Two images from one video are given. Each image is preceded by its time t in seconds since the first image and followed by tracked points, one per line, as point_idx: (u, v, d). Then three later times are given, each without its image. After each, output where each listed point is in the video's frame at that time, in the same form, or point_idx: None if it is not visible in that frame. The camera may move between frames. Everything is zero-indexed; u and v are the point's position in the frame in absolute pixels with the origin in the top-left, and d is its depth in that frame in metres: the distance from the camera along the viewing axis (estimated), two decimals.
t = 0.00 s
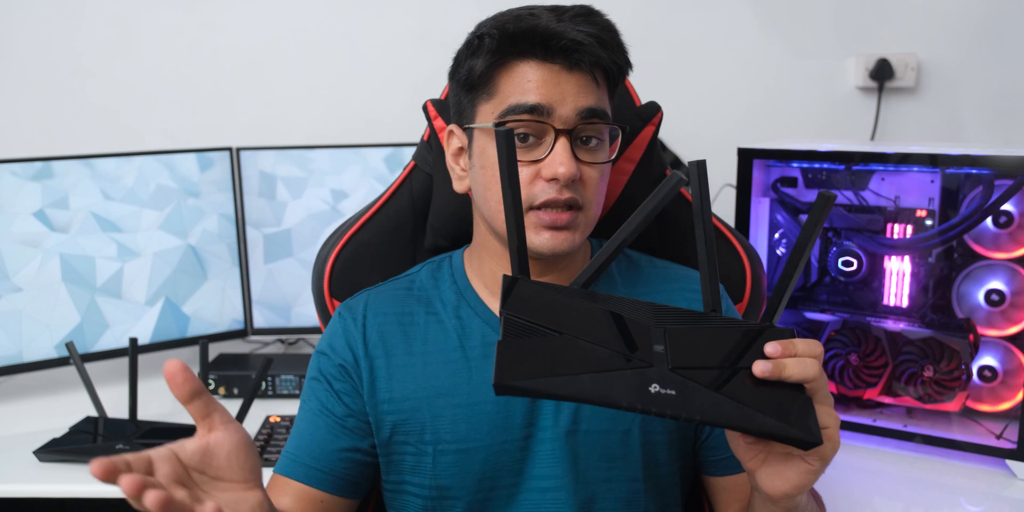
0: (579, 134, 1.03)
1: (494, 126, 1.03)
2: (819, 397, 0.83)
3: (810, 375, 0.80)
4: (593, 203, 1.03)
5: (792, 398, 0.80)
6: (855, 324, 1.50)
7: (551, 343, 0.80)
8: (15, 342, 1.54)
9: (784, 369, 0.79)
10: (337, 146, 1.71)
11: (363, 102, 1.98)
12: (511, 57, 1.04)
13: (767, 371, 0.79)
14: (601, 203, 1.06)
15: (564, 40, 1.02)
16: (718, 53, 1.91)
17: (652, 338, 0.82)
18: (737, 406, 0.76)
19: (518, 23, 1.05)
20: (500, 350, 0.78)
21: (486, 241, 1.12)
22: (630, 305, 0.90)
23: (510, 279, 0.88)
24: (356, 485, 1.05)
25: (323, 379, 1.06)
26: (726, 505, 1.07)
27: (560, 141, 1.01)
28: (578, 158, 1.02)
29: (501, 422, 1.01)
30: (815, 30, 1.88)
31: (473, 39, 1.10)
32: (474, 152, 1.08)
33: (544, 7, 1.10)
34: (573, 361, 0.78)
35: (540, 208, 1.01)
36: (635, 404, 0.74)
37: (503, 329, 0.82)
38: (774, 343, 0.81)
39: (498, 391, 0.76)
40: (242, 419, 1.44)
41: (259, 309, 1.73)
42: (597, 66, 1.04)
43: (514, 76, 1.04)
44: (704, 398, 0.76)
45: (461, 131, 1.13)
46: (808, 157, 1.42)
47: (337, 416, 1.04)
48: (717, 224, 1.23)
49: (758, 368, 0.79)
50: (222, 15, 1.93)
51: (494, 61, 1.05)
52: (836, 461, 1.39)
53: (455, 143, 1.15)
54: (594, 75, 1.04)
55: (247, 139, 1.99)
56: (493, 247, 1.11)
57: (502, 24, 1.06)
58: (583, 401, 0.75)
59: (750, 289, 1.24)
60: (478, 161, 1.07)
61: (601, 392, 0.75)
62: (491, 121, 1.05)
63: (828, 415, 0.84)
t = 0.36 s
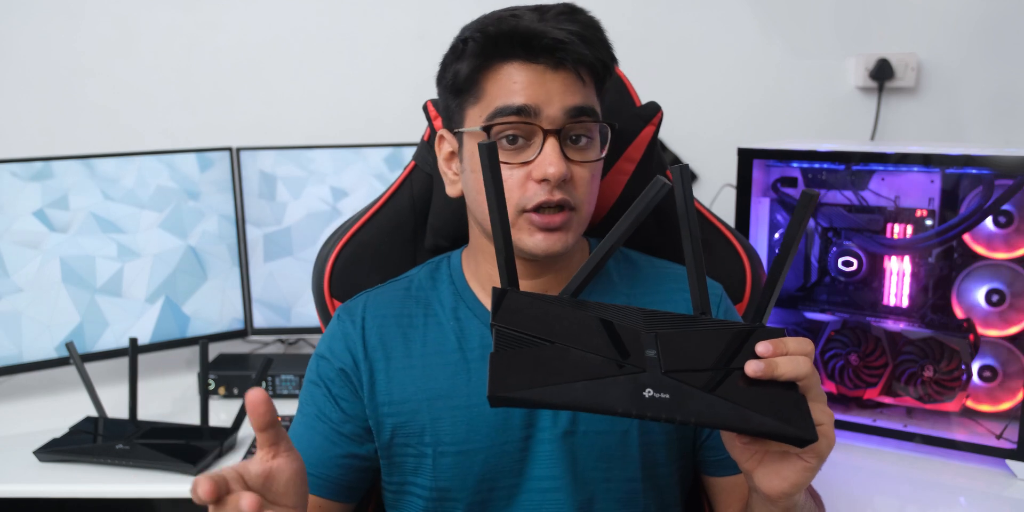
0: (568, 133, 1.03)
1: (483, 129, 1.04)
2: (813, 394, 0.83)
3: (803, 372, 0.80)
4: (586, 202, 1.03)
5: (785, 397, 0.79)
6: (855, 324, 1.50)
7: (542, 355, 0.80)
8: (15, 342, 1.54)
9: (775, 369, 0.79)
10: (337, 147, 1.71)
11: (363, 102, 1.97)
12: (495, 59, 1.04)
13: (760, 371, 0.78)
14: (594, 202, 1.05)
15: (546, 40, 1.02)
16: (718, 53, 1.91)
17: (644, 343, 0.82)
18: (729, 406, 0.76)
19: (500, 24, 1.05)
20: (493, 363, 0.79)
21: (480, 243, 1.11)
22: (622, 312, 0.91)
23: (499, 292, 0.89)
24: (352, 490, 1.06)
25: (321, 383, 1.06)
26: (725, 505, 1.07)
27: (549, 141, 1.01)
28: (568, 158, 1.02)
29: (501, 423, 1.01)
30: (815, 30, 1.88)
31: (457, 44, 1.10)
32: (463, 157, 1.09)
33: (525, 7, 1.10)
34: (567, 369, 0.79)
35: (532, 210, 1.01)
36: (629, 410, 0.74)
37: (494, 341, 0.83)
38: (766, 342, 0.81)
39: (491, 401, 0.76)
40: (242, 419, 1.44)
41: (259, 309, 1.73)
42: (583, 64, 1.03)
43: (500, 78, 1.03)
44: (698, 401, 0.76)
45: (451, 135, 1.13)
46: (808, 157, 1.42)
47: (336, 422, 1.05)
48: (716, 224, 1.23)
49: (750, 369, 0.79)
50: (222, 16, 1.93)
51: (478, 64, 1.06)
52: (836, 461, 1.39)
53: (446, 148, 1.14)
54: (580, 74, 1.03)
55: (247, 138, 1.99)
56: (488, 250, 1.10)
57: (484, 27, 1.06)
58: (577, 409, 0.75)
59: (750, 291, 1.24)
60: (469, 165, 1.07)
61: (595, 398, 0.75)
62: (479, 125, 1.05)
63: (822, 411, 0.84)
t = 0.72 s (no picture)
0: (593, 139, 1.03)
1: (508, 125, 1.04)
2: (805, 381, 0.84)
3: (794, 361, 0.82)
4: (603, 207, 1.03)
5: (782, 385, 0.80)
6: (855, 324, 1.50)
7: (536, 348, 0.80)
8: (15, 342, 1.54)
9: (763, 356, 0.81)
10: (337, 146, 1.71)
11: (364, 102, 1.97)
12: (526, 58, 1.04)
13: (752, 359, 0.81)
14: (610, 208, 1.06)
15: (581, 44, 1.02)
16: (718, 53, 1.91)
17: (636, 336, 0.84)
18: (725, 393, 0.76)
19: (537, 24, 1.05)
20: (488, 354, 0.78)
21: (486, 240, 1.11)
22: (616, 309, 0.91)
23: (493, 293, 0.89)
24: (330, 486, 1.10)
25: (315, 382, 1.07)
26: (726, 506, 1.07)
27: (573, 143, 1.01)
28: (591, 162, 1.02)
29: (503, 425, 1.01)
30: (815, 30, 1.88)
31: (491, 38, 1.10)
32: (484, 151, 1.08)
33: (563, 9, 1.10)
34: (562, 361, 0.78)
35: (548, 211, 1.02)
36: (624, 397, 0.73)
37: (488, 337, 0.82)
38: (757, 332, 0.83)
39: (488, 394, 0.73)
40: (242, 419, 1.44)
41: (259, 309, 1.73)
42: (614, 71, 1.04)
43: (529, 76, 1.04)
44: (691, 387, 0.76)
45: (472, 129, 1.13)
46: (808, 157, 1.42)
47: (335, 420, 1.06)
48: (716, 224, 1.23)
49: (742, 357, 0.81)
50: (223, 16, 1.93)
51: (509, 60, 1.06)
52: (836, 462, 1.39)
53: (466, 141, 1.14)
54: (611, 80, 1.04)
55: (247, 138, 1.99)
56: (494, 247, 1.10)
57: (521, 24, 1.07)
58: (572, 397, 0.74)
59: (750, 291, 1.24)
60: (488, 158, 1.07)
61: (589, 386, 0.74)
62: (504, 120, 1.05)
63: (815, 399, 0.85)
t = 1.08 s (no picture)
0: (552, 142, 1.03)
1: (469, 138, 1.06)
2: (811, 436, 0.86)
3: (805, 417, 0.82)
4: (573, 209, 1.03)
5: (785, 442, 0.81)
6: (855, 324, 1.49)
7: (545, 383, 0.79)
8: (15, 342, 1.54)
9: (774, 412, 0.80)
10: (337, 146, 1.70)
11: (364, 102, 1.97)
12: (477, 69, 1.05)
13: (761, 415, 0.80)
14: (586, 208, 1.04)
15: (525, 49, 1.01)
16: (718, 53, 1.91)
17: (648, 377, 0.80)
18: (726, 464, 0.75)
19: (484, 34, 1.05)
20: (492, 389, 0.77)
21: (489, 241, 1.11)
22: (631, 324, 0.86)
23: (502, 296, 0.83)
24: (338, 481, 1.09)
25: (323, 376, 1.06)
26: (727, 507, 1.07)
27: (528, 150, 1.02)
28: (549, 167, 1.02)
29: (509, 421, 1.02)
30: (815, 30, 1.88)
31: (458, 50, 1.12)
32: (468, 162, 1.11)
33: (528, 9, 1.08)
34: (569, 403, 0.77)
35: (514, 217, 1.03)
36: (626, 454, 0.74)
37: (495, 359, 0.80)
38: (772, 381, 0.82)
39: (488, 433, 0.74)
40: (242, 419, 1.44)
41: (259, 309, 1.73)
42: (563, 73, 1.01)
43: (485, 87, 1.04)
44: (696, 450, 0.76)
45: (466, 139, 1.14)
46: (808, 157, 1.42)
47: (343, 415, 1.06)
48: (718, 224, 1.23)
49: (752, 412, 0.80)
50: (222, 15, 1.93)
51: (466, 73, 1.07)
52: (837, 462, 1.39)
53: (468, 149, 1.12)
54: (560, 83, 1.01)
55: (247, 138, 1.99)
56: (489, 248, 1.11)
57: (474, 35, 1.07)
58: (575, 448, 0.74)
59: (751, 291, 1.24)
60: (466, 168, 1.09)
61: (594, 440, 0.75)
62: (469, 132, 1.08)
63: (818, 454, 0.87)
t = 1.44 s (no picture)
0: (547, 145, 1.03)
1: (463, 145, 1.06)
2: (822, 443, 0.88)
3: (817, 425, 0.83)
4: (571, 212, 1.03)
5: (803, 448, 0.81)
6: (855, 324, 1.50)
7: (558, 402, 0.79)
8: (15, 342, 1.55)
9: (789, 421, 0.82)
10: (337, 147, 1.70)
11: (363, 102, 1.97)
12: (470, 75, 1.04)
13: (774, 424, 0.81)
14: (582, 210, 1.04)
15: (517, 52, 1.01)
16: (718, 53, 1.91)
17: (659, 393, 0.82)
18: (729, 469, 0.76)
19: (474, 39, 1.05)
20: (504, 412, 0.77)
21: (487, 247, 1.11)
22: (634, 349, 0.89)
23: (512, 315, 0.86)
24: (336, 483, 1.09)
25: (322, 377, 1.06)
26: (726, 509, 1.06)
27: (523, 153, 1.01)
28: (545, 170, 1.02)
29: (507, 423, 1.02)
30: (815, 30, 1.88)
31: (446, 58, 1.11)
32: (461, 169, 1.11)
33: (516, 11, 1.08)
34: (582, 425, 0.78)
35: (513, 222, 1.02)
36: (642, 473, 0.74)
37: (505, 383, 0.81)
38: (783, 390, 0.84)
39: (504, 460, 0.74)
40: (242, 419, 1.44)
41: (259, 309, 1.73)
42: (556, 76, 1.01)
43: (478, 92, 1.04)
44: (712, 464, 0.76)
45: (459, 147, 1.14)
46: (808, 157, 1.42)
47: (341, 417, 1.06)
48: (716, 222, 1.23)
49: (765, 421, 0.81)
50: (223, 16, 1.93)
51: (459, 79, 1.06)
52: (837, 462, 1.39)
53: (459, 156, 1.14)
54: (553, 85, 1.01)
55: (247, 139, 1.99)
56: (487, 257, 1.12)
57: (465, 40, 1.07)
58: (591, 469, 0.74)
59: (751, 290, 1.24)
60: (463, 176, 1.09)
61: (610, 460, 0.75)
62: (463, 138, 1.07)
63: (830, 459, 0.91)
